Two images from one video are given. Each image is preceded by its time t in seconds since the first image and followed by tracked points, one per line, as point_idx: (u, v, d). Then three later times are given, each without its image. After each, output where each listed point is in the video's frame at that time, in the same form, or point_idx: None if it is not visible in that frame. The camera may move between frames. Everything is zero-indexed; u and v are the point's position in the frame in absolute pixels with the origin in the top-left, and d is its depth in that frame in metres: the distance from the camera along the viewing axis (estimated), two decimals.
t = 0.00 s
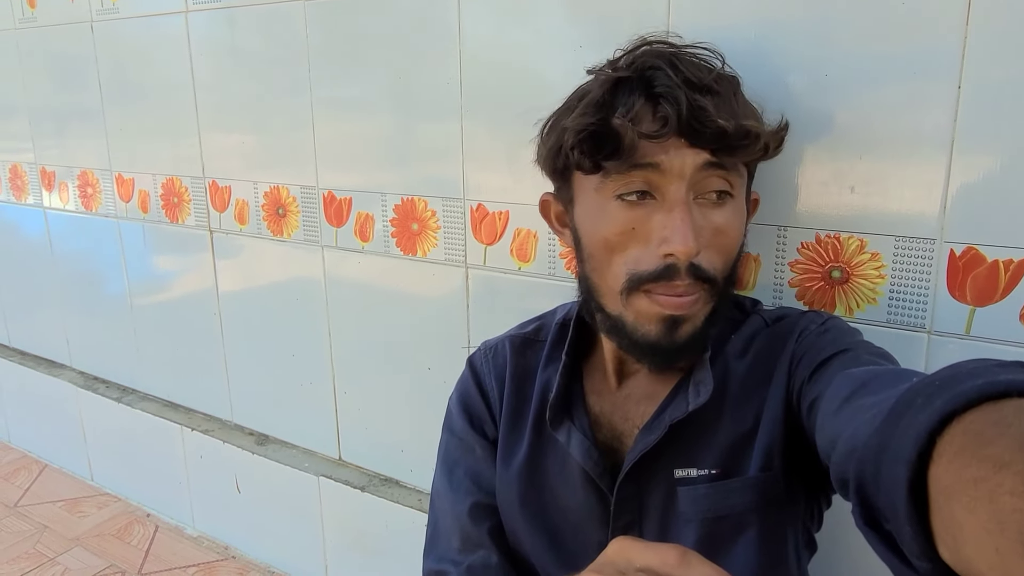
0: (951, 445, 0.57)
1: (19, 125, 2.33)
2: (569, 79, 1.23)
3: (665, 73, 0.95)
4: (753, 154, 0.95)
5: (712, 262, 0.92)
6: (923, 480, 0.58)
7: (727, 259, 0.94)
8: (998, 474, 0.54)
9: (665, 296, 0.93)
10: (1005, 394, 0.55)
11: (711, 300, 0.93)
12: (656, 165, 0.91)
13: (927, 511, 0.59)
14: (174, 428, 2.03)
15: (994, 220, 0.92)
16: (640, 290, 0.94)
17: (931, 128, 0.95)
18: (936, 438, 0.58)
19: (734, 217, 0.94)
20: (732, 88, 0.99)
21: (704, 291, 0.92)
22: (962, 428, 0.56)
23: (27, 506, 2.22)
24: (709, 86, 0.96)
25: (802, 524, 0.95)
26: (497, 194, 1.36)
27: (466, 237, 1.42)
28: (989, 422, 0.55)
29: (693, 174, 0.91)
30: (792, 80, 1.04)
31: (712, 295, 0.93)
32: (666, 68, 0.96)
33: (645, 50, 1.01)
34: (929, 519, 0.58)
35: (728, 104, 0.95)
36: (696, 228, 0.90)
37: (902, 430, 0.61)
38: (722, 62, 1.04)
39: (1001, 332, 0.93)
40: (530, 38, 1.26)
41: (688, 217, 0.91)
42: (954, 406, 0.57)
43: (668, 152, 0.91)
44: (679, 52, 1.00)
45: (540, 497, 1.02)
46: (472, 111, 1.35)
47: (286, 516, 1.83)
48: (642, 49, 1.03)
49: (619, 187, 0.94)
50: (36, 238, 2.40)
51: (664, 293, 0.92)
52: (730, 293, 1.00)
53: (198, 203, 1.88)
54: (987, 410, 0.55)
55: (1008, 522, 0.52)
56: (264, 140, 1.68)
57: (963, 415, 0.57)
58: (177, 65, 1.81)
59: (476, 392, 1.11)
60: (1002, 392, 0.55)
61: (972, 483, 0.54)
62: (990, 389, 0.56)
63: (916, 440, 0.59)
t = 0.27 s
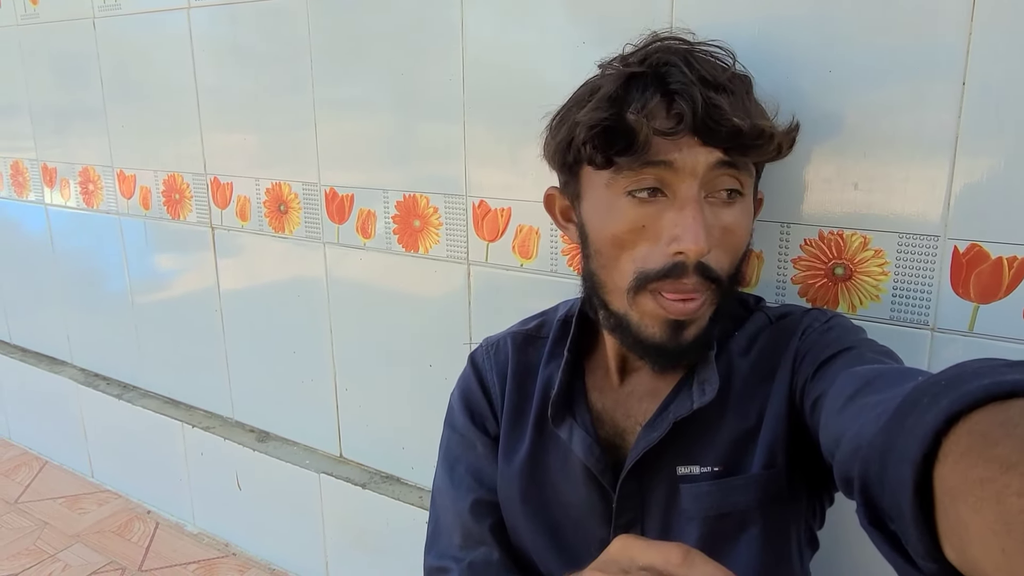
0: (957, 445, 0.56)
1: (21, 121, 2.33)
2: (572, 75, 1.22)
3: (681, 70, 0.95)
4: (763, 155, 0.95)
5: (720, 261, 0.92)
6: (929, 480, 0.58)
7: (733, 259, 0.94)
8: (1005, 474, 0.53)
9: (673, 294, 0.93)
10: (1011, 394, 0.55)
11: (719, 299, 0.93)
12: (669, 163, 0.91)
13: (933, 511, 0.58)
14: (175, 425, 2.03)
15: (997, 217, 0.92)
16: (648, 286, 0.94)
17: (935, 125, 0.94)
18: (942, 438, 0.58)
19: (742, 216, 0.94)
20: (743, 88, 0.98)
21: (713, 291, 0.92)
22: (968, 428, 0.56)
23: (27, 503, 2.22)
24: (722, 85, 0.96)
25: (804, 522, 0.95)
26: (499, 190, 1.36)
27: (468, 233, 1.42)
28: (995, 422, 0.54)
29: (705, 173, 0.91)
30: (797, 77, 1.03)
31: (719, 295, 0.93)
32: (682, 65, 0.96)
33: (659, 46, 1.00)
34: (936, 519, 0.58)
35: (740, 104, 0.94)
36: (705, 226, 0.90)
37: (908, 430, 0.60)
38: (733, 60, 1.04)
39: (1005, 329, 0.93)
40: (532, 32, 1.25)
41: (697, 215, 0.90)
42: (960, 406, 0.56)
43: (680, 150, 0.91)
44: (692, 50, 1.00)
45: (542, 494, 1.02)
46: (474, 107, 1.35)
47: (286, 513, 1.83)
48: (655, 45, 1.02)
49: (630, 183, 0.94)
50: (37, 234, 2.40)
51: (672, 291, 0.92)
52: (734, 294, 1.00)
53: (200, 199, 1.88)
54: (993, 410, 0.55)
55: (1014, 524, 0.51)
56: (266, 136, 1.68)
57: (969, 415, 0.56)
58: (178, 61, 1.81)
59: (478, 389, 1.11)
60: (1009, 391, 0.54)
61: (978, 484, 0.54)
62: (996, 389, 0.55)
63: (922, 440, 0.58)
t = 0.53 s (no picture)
0: (963, 446, 0.56)
1: (22, 120, 2.33)
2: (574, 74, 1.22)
3: (659, 64, 0.97)
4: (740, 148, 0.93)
5: (685, 252, 0.93)
6: (934, 481, 0.58)
7: (704, 250, 0.94)
8: (1011, 475, 0.52)
9: (637, 282, 0.95)
10: (1017, 396, 0.54)
11: (685, 289, 0.94)
12: (630, 153, 0.94)
13: (938, 512, 0.58)
14: (176, 424, 2.02)
15: (1001, 216, 0.91)
16: (614, 274, 0.97)
17: (939, 123, 0.94)
18: (948, 438, 0.57)
19: (715, 208, 0.93)
20: (735, 82, 0.98)
21: (674, 279, 0.93)
22: (974, 429, 0.55)
23: (28, 502, 2.22)
24: (705, 78, 0.96)
25: (807, 521, 0.95)
26: (501, 189, 1.36)
27: (470, 232, 1.41)
28: (1002, 423, 0.54)
29: (666, 163, 0.92)
30: (800, 74, 1.03)
31: (686, 285, 0.94)
32: (662, 59, 0.97)
33: (652, 42, 1.02)
34: (940, 520, 0.58)
35: (719, 96, 0.94)
36: (664, 216, 0.92)
37: (913, 430, 0.60)
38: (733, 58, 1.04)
39: (1008, 328, 0.93)
40: (535, 30, 1.25)
41: (656, 204, 0.93)
42: (966, 406, 0.56)
43: (640, 141, 0.93)
44: (686, 46, 1.00)
45: (544, 493, 1.02)
46: (476, 106, 1.35)
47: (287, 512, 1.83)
48: (646, 43, 1.04)
49: (598, 175, 0.98)
50: (38, 233, 2.40)
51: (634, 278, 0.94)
52: (719, 289, 0.99)
53: (202, 198, 1.88)
54: (999, 411, 0.54)
55: (1019, 525, 0.51)
56: (267, 134, 1.68)
57: (975, 415, 0.56)
58: (180, 59, 1.81)
59: (479, 388, 1.11)
60: (1014, 393, 0.54)
61: (984, 485, 0.53)
62: (1003, 390, 0.54)
63: (927, 440, 0.58)
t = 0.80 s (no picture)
0: (960, 439, 0.56)
1: (24, 117, 2.33)
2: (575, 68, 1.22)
3: (629, 57, 0.98)
4: (704, 134, 0.92)
5: (649, 239, 0.93)
6: (931, 474, 0.58)
7: (670, 238, 0.93)
8: (1007, 468, 0.52)
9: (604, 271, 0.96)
10: (1014, 389, 0.54)
11: (651, 277, 0.94)
12: (595, 144, 0.96)
13: (934, 504, 0.58)
14: (177, 420, 2.03)
15: (1001, 209, 0.92)
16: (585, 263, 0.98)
17: (939, 117, 0.94)
18: (944, 431, 0.57)
19: (682, 196, 0.93)
20: (713, 72, 0.97)
21: (638, 267, 0.93)
22: (971, 423, 0.55)
23: (30, 498, 2.22)
24: (676, 68, 0.96)
25: (807, 515, 0.95)
26: (503, 184, 1.36)
27: (472, 227, 1.42)
28: (998, 416, 0.54)
29: (626, 151, 0.94)
30: (800, 68, 1.03)
31: (653, 272, 0.94)
32: (634, 52, 0.99)
33: (634, 37, 1.03)
34: (937, 513, 0.58)
35: (685, 84, 0.94)
36: (625, 203, 0.93)
37: (910, 423, 0.60)
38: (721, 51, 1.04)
39: (1009, 321, 0.93)
40: (536, 25, 1.25)
41: (619, 192, 0.94)
42: (963, 399, 0.56)
43: (603, 130, 0.96)
44: (667, 40, 1.01)
45: (544, 488, 1.02)
46: (478, 101, 1.35)
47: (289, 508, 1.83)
48: (628, 38, 1.05)
49: (571, 167, 1.01)
50: (40, 230, 2.40)
51: (600, 267, 0.96)
52: (695, 280, 0.97)
53: (204, 194, 1.88)
54: (996, 405, 0.54)
55: (1014, 517, 0.51)
56: (269, 130, 1.68)
57: (972, 409, 0.56)
58: (182, 55, 1.81)
59: (480, 383, 1.11)
60: (1011, 386, 0.54)
61: (980, 478, 0.53)
62: (999, 383, 0.54)
63: (923, 434, 0.58)
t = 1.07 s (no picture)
0: (962, 438, 0.56)
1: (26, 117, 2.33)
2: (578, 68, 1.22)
3: (634, 57, 0.98)
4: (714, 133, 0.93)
5: (663, 239, 0.93)
6: (933, 474, 0.58)
7: (683, 237, 0.94)
8: (1009, 467, 0.52)
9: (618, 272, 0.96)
10: (1016, 388, 0.54)
11: (666, 276, 0.94)
12: (604, 145, 0.96)
13: (937, 504, 0.58)
14: (179, 420, 2.03)
15: (1004, 208, 0.92)
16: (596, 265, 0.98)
17: (942, 117, 0.94)
18: (947, 431, 0.57)
19: (693, 195, 0.94)
20: (716, 71, 0.97)
21: (653, 267, 0.93)
22: (973, 422, 0.55)
23: (31, 498, 2.22)
24: (681, 67, 0.96)
25: (810, 515, 0.95)
26: (505, 184, 1.36)
27: (474, 227, 1.42)
28: (1000, 416, 0.53)
29: (638, 152, 0.94)
30: (802, 68, 1.03)
31: (667, 272, 0.94)
32: (637, 52, 0.99)
33: (633, 37, 1.03)
34: (940, 513, 0.58)
35: (693, 83, 0.94)
36: (639, 204, 0.93)
37: (912, 423, 0.60)
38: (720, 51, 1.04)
39: (1012, 321, 0.93)
40: (539, 24, 1.25)
41: (632, 193, 0.94)
42: (966, 399, 0.56)
43: (613, 131, 0.95)
44: (666, 40, 1.01)
45: (546, 489, 1.02)
46: (480, 100, 1.35)
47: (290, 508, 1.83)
48: (628, 38, 1.05)
49: (578, 169, 1.00)
50: (42, 230, 2.40)
51: (614, 268, 0.95)
52: (705, 277, 0.98)
53: (206, 194, 1.88)
54: (997, 404, 0.54)
55: (1016, 517, 0.51)
56: (271, 129, 1.68)
57: (974, 408, 0.56)
58: (184, 55, 1.81)
59: (481, 384, 1.11)
60: (1012, 385, 0.54)
61: (983, 476, 0.53)
62: (1002, 382, 0.54)
63: (926, 433, 0.58)
